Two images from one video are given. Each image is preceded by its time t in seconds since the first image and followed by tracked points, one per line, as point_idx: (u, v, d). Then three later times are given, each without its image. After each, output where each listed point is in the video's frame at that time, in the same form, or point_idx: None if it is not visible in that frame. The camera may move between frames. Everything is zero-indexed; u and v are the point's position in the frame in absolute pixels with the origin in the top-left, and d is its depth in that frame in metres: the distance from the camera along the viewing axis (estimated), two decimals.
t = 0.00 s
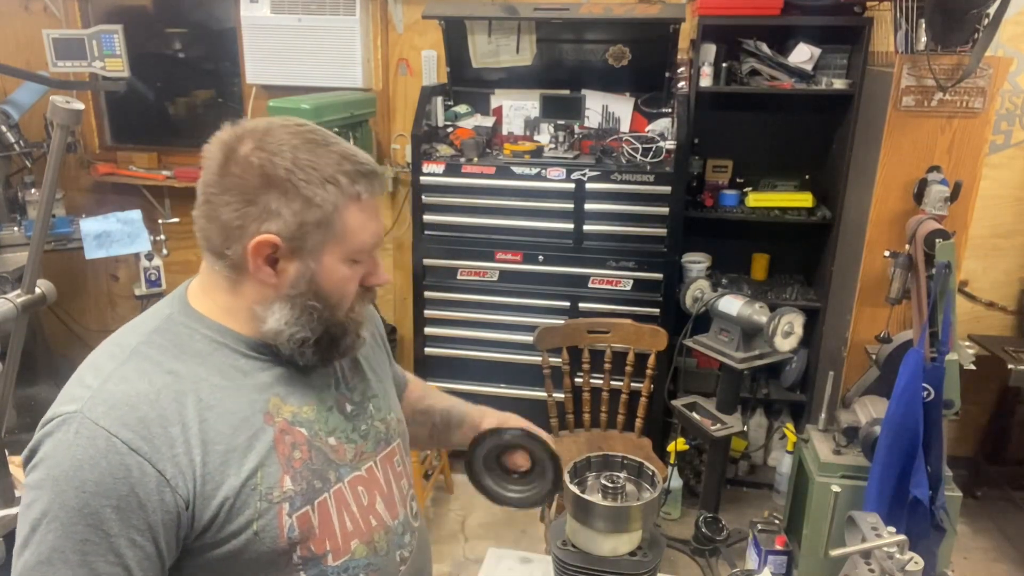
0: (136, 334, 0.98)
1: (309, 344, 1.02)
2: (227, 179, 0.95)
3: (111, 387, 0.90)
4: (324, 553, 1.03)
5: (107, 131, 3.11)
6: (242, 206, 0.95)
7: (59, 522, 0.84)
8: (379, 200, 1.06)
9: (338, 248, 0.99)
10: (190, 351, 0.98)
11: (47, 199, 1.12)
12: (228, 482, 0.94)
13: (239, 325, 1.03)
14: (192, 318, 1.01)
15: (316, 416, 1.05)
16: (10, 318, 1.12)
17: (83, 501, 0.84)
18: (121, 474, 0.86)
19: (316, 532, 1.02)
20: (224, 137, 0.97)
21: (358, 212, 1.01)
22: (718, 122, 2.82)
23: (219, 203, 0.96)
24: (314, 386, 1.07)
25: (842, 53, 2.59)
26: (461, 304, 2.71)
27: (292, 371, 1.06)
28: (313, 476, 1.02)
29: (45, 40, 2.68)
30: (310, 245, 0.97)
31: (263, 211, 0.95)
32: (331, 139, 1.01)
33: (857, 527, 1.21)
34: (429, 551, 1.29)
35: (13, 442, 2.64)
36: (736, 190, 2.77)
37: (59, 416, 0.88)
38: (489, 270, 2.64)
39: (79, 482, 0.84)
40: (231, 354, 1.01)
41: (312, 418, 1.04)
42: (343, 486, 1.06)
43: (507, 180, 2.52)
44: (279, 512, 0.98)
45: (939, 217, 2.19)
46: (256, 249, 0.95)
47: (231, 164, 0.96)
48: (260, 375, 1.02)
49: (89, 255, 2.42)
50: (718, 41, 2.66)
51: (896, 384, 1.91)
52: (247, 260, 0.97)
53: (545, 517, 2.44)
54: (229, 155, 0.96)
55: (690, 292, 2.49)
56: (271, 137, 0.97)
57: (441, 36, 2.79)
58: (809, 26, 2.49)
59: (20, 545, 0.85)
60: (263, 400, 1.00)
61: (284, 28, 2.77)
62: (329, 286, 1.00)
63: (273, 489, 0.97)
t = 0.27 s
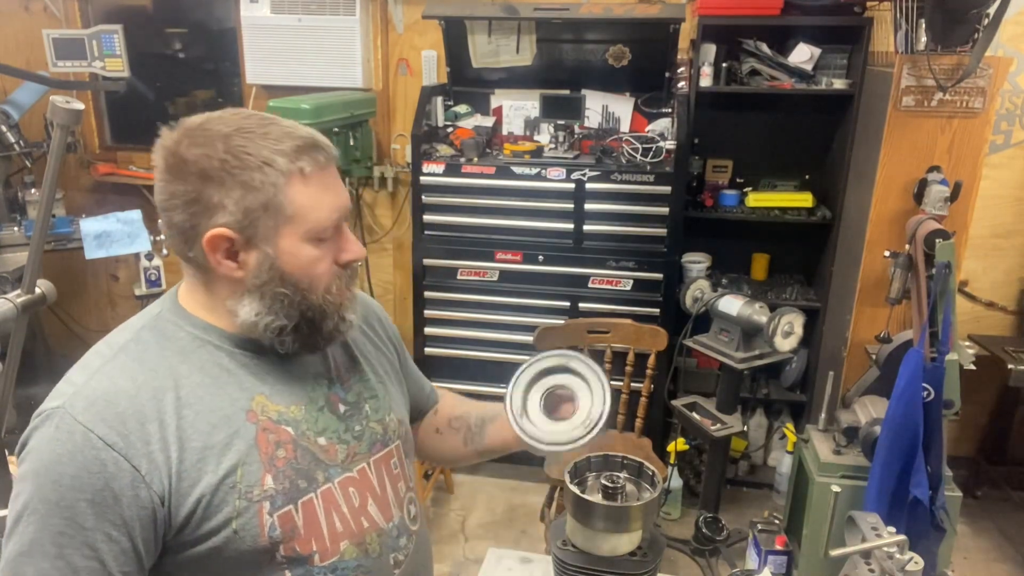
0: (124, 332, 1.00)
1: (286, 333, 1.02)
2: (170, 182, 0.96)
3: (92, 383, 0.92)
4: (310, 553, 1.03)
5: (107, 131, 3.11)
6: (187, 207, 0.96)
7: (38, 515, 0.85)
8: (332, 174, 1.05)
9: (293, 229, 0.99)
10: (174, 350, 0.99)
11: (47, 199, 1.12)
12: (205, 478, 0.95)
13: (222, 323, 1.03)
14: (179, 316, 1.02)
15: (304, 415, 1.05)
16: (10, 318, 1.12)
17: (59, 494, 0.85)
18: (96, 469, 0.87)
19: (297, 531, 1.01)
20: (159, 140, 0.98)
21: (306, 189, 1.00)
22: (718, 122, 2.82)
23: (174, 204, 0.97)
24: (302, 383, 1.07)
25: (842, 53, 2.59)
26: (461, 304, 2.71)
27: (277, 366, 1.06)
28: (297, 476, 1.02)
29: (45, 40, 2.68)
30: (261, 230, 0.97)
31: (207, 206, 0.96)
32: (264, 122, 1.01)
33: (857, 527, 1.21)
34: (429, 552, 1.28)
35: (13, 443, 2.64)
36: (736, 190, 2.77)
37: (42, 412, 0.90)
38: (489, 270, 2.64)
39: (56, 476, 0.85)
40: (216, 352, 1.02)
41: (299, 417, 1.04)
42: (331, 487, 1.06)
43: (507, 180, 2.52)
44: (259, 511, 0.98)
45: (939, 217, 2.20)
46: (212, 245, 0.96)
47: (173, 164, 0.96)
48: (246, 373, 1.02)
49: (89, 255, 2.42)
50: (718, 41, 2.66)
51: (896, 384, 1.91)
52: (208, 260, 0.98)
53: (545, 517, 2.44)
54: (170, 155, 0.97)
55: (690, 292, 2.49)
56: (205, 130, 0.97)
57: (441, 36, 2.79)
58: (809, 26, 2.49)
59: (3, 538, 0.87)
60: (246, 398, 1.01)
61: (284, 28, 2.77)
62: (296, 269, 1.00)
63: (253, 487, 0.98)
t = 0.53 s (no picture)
0: (120, 330, 1.03)
1: (269, 326, 1.02)
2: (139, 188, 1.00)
3: (79, 379, 0.94)
4: (293, 554, 1.02)
5: (107, 131, 3.11)
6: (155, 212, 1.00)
7: (22, 506, 0.87)
8: (297, 161, 1.06)
9: (259, 219, 1.00)
10: (164, 348, 1.01)
11: (47, 199, 1.12)
12: (183, 476, 0.96)
13: (211, 323, 1.05)
14: (172, 314, 1.05)
15: (291, 415, 1.05)
16: (10, 318, 1.12)
17: (41, 487, 0.87)
18: (76, 463, 0.89)
19: (278, 531, 1.01)
20: (124, 149, 1.02)
21: (268, 179, 1.01)
22: (718, 122, 2.83)
23: (150, 208, 1.00)
24: (293, 383, 1.08)
25: (842, 53, 2.59)
26: (461, 304, 2.71)
27: (266, 364, 1.07)
28: (279, 476, 1.02)
29: (45, 40, 2.68)
30: (227, 224, 0.99)
31: (173, 208, 0.99)
32: (218, 118, 1.03)
33: (857, 527, 1.21)
34: (428, 554, 1.28)
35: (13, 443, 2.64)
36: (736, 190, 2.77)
37: (34, 406, 0.93)
38: (489, 270, 2.64)
39: (39, 468, 0.88)
40: (204, 351, 1.03)
41: (286, 416, 1.05)
42: (320, 489, 1.05)
43: (507, 180, 2.52)
44: (238, 510, 0.98)
45: (939, 217, 2.20)
46: (183, 246, 0.99)
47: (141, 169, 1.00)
48: (234, 373, 1.03)
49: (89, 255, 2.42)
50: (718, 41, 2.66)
51: (896, 384, 1.91)
52: (183, 261, 1.01)
53: (545, 518, 2.43)
54: (136, 163, 1.00)
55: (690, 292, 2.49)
56: (163, 134, 1.00)
57: (441, 36, 2.79)
58: (809, 26, 2.49)
59: None
60: (231, 397, 1.01)
61: (284, 28, 2.77)
62: (269, 260, 1.02)
63: (233, 486, 0.98)
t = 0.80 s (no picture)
0: (122, 327, 1.04)
1: (259, 321, 1.03)
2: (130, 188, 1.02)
3: (76, 374, 0.95)
4: (283, 553, 1.02)
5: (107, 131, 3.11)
6: (145, 210, 1.02)
7: (17, 497, 0.89)
8: (283, 155, 1.06)
9: (243, 215, 1.01)
10: (160, 344, 1.02)
11: (47, 199, 1.12)
12: (174, 472, 0.96)
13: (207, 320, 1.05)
14: (171, 311, 1.06)
15: (285, 413, 1.05)
16: (9, 317, 1.12)
17: (34, 479, 0.89)
18: (68, 457, 0.90)
19: (266, 530, 1.01)
20: (115, 148, 1.03)
21: (252, 172, 1.01)
22: (718, 123, 2.83)
23: (144, 207, 1.02)
24: (288, 381, 1.07)
25: (841, 53, 2.59)
26: (461, 304, 2.71)
27: (260, 361, 1.07)
28: (269, 475, 1.02)
29: (45, 40, 2.68)
30: (212, 220, 1.00)
31: (160, 204, 1.00)
32: (203, 115, 1.04)
33: (857, 527, 1.21)
34: (428, 553, 1.28)
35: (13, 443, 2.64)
36: (736, 190, 2.77)
37: (34, 400, 0.94)
38: (489, 270, 2.64)
39: (33, 461, 0.89)
40: (200, 349, 1.04)
41: (279, 415, 1.04)
42: (313, 488, 1.05)
43: (507, 180, 2.52)
44: (227, 509, 0.98)
45: (939, 217, 2.20)
46: (171, 242, 1.01)
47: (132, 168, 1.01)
48: (228, 371, 1.04)
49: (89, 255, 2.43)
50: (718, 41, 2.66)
51: (896, 385, 1.91)
52: (172, 257, 1.02)
53: (545, 518, 2.44)
54: (127, 162, 1.02)
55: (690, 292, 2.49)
56: (149, 132, 1.02)
57: (441, 36, 2.79)
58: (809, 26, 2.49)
59: None
60: (224, 395, 1.02)
61: (284, 28, 2.77)
62: (255, 254, 1.02)
63: (222, 485, 0.98)
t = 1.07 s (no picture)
0: (123, 323, 1.04)
1: (257, 313, 1.02)
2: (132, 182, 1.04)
3: (77, 371, 0.96)
4: (283, 550, 1.02)
5: (107, 131, 3.11)
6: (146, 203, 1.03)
7: (22, 494, 0.90)
8: (280, 148, 1.06)
9: (240, 204, 1.01)
10: (161, 341, 1.02)
11: (48, 199, 1.12)
12: (174, 469, 0.96)
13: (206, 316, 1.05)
14: (172, 309, 1.06)
15: (284, 410, 1.05)
16: (9, 318, 1.12)
17: (37, 476, 0.89)
18: (70, 453, 0.90)
19: (266, 527, 1.01)
20: (118, 144, 1.05)
21: (248, 163, 1.02)
22: (718, 123, 2.83)
23: (148, 200, 1.03)
24: (288, 378, 1.07)
25: (841, 53, 2.59)
26: (461, 304, 2.71)
27: (260, 356, 1.07)
28: (269, 472, 1.02)
29: (45, 40, 2.68)
30: (209, 209, 1.01)
31: (158, 196, 1.02)
32: (203, 109, 1.05)
33: (857, 527, 1.21)
34: (428, 552, 1.27)
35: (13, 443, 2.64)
36: (737, 190, 2.77)
37: (37, 397, 0.95)
38: (489, 270, 2.64)
39: (36, 458, 0.90)
40: (200, 346, 1.04)
41: (279, 412, 1.05)
42: (313, 485, 1.05)
43: (507, 180, 2.52)
44: (228, 505, 0.98)
45: (939, 217, 2.20)
46: (170, 233, 1.02)
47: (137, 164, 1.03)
48: (228, 368, 1.04)
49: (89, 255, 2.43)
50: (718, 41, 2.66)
51: (896, 385, 1.91)
52: (172, 248, 1.03)
53: (545, 517, 2.44)
54: (128, 156, 1.03)
55: (690, 292, 2.49)
56: (150, 127, 1.03)
57: (441, 36, 2.79)
58: (809, 26, 2.49)
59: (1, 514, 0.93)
60: (224, 392, 1.02)
61: (284, 28, 2.77)
62: (252, 244, 1.02)
63: (223, 482, 0.98)
